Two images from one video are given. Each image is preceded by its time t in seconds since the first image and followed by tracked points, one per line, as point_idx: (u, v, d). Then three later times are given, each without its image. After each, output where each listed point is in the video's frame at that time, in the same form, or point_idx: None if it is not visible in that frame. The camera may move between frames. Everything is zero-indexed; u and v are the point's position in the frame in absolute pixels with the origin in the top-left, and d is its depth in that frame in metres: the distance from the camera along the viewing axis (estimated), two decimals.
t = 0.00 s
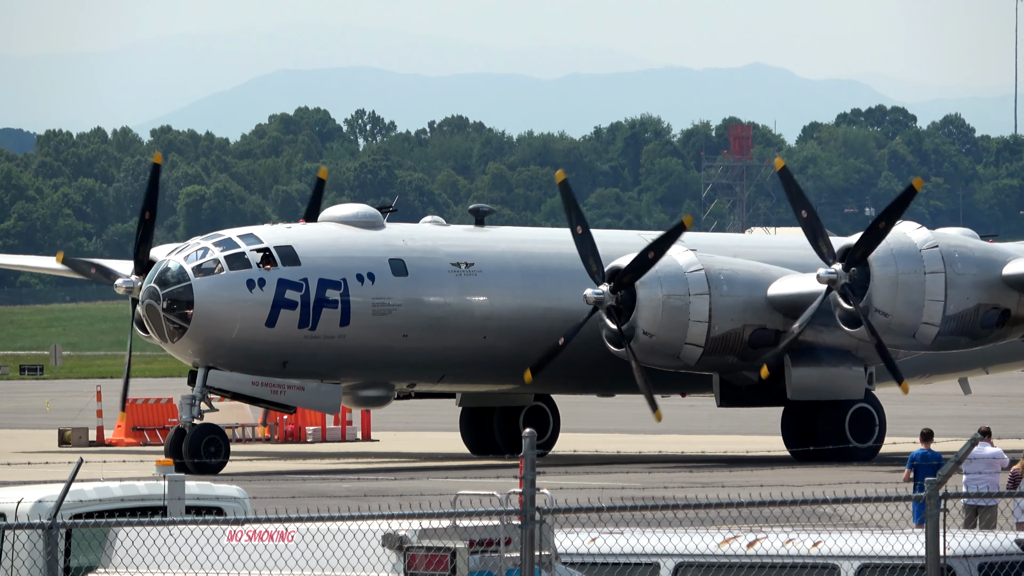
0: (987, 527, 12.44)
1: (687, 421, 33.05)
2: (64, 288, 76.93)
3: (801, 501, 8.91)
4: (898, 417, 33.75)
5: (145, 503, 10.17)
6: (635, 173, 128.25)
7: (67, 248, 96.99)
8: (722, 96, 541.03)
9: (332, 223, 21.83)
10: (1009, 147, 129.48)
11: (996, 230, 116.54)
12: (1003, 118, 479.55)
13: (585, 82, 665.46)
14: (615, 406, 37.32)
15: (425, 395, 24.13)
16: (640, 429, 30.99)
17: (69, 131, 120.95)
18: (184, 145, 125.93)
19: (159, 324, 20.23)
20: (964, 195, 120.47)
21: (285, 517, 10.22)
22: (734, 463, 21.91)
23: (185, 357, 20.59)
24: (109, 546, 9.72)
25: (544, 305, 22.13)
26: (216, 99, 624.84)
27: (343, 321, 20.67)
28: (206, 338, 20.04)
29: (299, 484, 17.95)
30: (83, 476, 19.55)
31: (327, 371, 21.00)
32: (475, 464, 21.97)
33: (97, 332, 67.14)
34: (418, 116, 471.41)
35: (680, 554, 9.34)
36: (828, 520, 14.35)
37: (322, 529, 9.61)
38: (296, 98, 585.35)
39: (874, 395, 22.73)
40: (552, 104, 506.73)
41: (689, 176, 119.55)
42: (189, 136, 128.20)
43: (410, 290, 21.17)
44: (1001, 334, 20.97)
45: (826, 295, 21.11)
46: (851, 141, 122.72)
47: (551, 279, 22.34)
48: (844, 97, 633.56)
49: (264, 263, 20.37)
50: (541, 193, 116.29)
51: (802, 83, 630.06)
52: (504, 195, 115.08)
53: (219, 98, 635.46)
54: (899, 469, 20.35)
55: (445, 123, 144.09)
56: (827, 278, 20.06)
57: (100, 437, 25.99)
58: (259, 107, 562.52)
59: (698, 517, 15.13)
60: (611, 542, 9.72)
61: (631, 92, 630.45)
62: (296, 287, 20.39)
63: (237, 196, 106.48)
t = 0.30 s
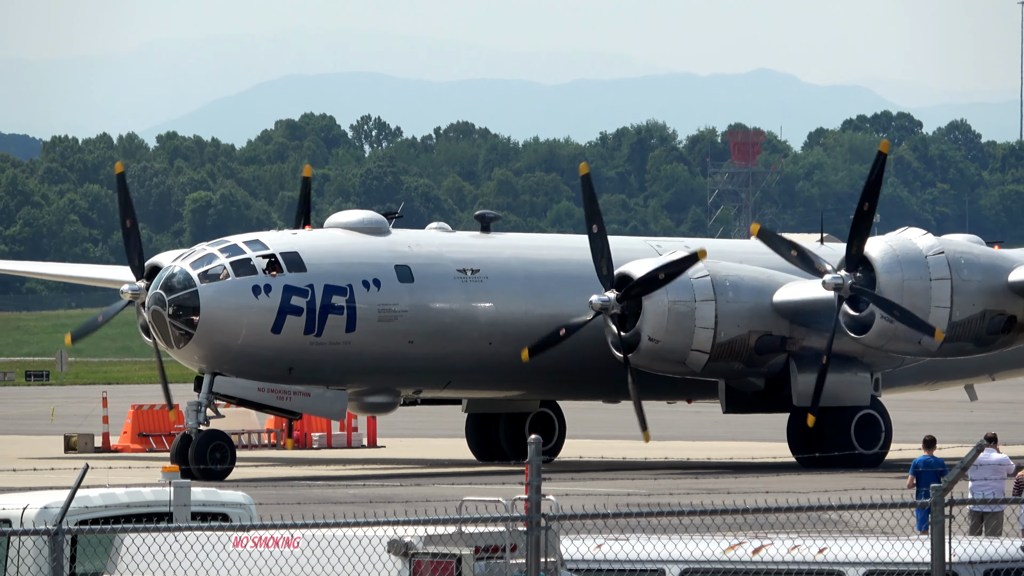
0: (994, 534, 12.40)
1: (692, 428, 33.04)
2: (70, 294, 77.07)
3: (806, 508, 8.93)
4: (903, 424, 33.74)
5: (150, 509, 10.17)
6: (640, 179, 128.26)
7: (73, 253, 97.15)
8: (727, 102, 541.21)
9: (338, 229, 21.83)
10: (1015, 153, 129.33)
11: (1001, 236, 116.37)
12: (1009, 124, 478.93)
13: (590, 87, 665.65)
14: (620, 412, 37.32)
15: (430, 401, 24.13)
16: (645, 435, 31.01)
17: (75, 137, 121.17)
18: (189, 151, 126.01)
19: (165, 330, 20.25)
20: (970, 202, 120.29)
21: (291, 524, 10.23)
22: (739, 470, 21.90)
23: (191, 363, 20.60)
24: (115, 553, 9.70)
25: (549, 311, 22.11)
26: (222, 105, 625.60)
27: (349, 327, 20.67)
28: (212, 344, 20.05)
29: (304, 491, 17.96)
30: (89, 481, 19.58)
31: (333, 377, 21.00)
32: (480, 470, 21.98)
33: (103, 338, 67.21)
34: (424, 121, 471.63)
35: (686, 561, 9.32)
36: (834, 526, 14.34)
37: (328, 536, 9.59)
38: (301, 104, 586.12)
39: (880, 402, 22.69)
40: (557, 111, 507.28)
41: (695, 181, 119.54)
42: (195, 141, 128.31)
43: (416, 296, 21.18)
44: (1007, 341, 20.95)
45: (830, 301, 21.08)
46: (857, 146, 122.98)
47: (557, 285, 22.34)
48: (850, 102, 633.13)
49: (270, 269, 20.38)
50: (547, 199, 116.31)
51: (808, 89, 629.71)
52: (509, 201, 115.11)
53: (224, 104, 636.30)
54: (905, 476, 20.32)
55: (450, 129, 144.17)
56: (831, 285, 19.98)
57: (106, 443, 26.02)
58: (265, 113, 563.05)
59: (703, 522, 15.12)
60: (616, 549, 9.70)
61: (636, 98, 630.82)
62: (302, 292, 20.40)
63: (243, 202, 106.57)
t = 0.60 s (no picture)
0: (997, 540, 12.36)
1: (696, 433, 33.04)
2: (75, 300, 77.16)
3: (810, 513, 9.01)
4: (907, 430, 33.72)
5: (154, 515, 10.18)
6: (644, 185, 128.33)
7: (77, 259, 97.31)
8: (731, 109, 541.18)
9: (342, 235, 21.85)
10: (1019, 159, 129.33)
11: (1005, 242, 116.20)
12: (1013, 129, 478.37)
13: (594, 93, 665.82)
14: (624, 418, 37.34)
15: (435, 407, 24.10)
16: (649, 440, 31.03)
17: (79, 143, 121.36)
18: (194, 157, 126.08)
19: (169, 335, 20.27)
20: (973, 207, 120.17)
21: (295, 530, 10.24)
22: (743, 476, 21.87)
23: (194, 369, 20.62)
24: (118, 560, 9.65)
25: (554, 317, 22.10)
26: (226, 112, 626.49)
27: (353, 333, 20.68)
28: (216, 349, 20.05)
29: (308, 496, 17.95)
30: (92, 487, 19.59)
31: (337, 384, 21.03)
32: (483, 476, 21.97)
33: (107, 344, 67.28)
34: (427, 127, 471.88)
35: (688, 567, 9.31)
36: (838, 531, 14.29)
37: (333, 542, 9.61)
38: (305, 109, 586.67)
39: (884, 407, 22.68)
40: (561, 117, 507.27)
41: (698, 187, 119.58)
42: (199, 148, 128.39)
43: (420, 302, 21.19)
44: (1012, 346, 20.93)
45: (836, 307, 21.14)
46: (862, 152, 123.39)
47: (560, 291, 22.34)
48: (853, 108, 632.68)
49: (274, 276, 20.39)
50: (551, 205, 116.27)
51: (812, 95, 629.51)
52: (513, 207, 115.19)
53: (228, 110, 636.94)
54: (907, 482, 20.30)
55: (454, 135, 144.27)
56: (835, 290, 20.03)
57: (109, 448, 26.04)
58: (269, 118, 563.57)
59: (706, 528, 15.10)
60: (619, 555, 9.62)
61: (640, 104, 630.86)
62: (306, 298, 20.40)
63: (247, 207, 106.67)
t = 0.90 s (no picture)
0: (1002, 544, 12.32)
1: (700, 438, 33.05)
2: (79, 307, 77.22)
3: (816, 518, 9.04)
4: (912, 434, 33.69)
5: (158, 521, 10.18)
6: (649, 190, 128.38)
7: (81, 266, 97.44)
8: (735, 114, 541.31)
9: (346, 241, 21.87)
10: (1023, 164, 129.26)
11: (1010, 248, 116.11)
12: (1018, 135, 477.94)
13: (598, 99, 665.88)
14: (627, 424, 37.33)
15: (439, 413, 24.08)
16: (654, 446, 31.02)
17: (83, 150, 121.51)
18: (198, 163, 126.19)
19: (174, 342, 20.27)
20: (978, 213, 120.08)
21: (300, 536, 10.25)
22: (748, 482, 21.84)
23: (199, 376, 20.61)
24: (123, 565, 9.64)
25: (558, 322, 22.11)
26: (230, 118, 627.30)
27: (358, 339, 20.70)
28: (221, 355, 20.06)
29: (314, 503, 17.95)
30: (97, 493, 19.58)
31: (342, 390, 21.02)
32: (488, 482, 21.96)
33: (112, 351, 67.33)
34: (431, 133, 472.09)
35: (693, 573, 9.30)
36: (842, 536, 14.28)
37: (336, 547, 9.61)
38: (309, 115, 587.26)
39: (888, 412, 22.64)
40: (564, 123, 507.43)
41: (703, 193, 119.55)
42: (203, 154, 128.49)
43: (425, 308, 21.21)
44: (1016, 351, 20.92)
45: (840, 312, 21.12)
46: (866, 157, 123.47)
47: (564, 297, 22.34)
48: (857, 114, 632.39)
49: (279, 281, 20.41)
50: (555, 211, 116.29)
51: (816, 101, 629.42)
52: (518, 213, 115.21)
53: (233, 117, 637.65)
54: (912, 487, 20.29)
55: (458, 141, 144.32)
56: (840, 296, 20.06)
57: (114, 455, 26.06)
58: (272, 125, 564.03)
59: (712, 533, 15.09)
60: (625, 560, 9.60)
61: (644, 109, 631.15)
62: (310, 305, 20.42)
63: (251, 214, 106.77)
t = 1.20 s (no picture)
0: (1005, 552, 12.28)
1: (703, 445, 33.01)
2: (82, 314, 77.25)
3: (819, 525, 9.11)
4: (915, 441, 33.65)
5: (161, 528, 10.17)
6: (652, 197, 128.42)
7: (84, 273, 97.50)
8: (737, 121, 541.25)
9: (348, 248, 21.87)
10: None
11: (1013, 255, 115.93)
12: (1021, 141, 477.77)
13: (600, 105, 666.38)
14: (630, 431, 37.30)
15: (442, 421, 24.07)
16: (657, 454, 31.00)
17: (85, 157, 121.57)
18: (200, 170, 126.27)
19: (176, 350, 20.27)
20: (981, 219, 119.89)
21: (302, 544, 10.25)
22: (750, 489, 21.83)
23: (202, 383, 20.63)
24: (125, 572, 9.64)
25: (561, 330, 22.14)
26: (233, 126, 628.08)
27: (360, 347, 20.70)
28: (224, 363, 20.07)
29: (315, 510, 17.95)
30: (99, 501, 19.59)
31: (345, 397, 21.02)
32: (491, 489, 21.96)
33: (115, 358, 67.35)
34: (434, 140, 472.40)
35: None
36: (843, 544, 14.24)
37: (340, 554, 9.63)
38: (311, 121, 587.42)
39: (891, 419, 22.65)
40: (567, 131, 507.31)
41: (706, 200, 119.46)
42: (206, 162, 128.57)
43: (427, 316, 21.21)
44: (1019, 357, 20.91)
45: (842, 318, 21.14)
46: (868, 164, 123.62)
47: (566, 304, 22.34)
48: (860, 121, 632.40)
49: (280, 289, 20.41)
50: (558, 217, 116.33)
51: (818, 107, 629.56)
52: (520, 220, 115.17)
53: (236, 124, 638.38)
54: (915, 493, 20.28)
55: (461, 148, 144.37)
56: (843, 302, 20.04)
57: (117, 462, 26.08)
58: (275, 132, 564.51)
59: (715, 541, 15.05)
60: (628, 568, 9.59)
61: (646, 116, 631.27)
62: (313, 312, 20.43)
63: (254, 221, 106.86)
